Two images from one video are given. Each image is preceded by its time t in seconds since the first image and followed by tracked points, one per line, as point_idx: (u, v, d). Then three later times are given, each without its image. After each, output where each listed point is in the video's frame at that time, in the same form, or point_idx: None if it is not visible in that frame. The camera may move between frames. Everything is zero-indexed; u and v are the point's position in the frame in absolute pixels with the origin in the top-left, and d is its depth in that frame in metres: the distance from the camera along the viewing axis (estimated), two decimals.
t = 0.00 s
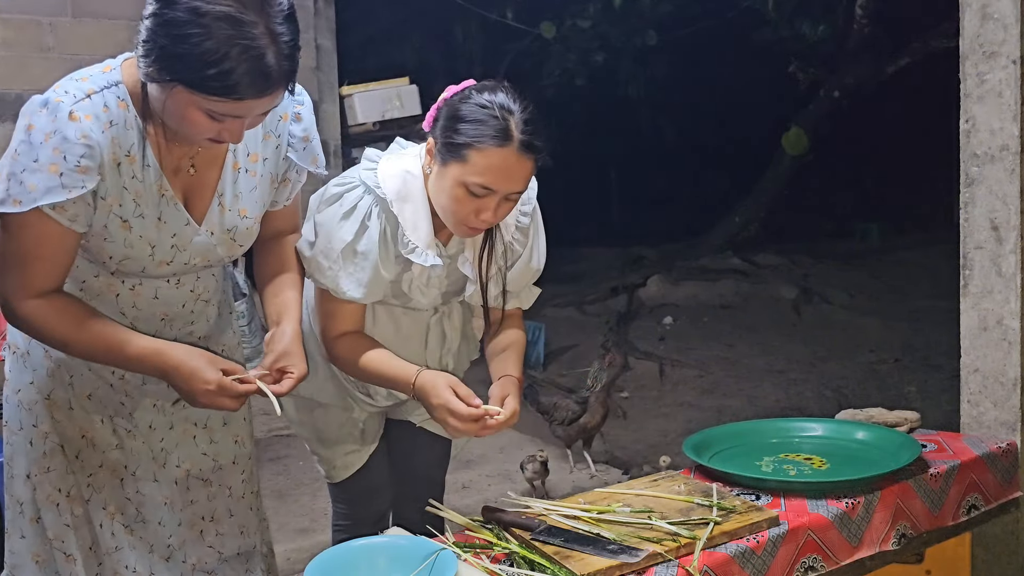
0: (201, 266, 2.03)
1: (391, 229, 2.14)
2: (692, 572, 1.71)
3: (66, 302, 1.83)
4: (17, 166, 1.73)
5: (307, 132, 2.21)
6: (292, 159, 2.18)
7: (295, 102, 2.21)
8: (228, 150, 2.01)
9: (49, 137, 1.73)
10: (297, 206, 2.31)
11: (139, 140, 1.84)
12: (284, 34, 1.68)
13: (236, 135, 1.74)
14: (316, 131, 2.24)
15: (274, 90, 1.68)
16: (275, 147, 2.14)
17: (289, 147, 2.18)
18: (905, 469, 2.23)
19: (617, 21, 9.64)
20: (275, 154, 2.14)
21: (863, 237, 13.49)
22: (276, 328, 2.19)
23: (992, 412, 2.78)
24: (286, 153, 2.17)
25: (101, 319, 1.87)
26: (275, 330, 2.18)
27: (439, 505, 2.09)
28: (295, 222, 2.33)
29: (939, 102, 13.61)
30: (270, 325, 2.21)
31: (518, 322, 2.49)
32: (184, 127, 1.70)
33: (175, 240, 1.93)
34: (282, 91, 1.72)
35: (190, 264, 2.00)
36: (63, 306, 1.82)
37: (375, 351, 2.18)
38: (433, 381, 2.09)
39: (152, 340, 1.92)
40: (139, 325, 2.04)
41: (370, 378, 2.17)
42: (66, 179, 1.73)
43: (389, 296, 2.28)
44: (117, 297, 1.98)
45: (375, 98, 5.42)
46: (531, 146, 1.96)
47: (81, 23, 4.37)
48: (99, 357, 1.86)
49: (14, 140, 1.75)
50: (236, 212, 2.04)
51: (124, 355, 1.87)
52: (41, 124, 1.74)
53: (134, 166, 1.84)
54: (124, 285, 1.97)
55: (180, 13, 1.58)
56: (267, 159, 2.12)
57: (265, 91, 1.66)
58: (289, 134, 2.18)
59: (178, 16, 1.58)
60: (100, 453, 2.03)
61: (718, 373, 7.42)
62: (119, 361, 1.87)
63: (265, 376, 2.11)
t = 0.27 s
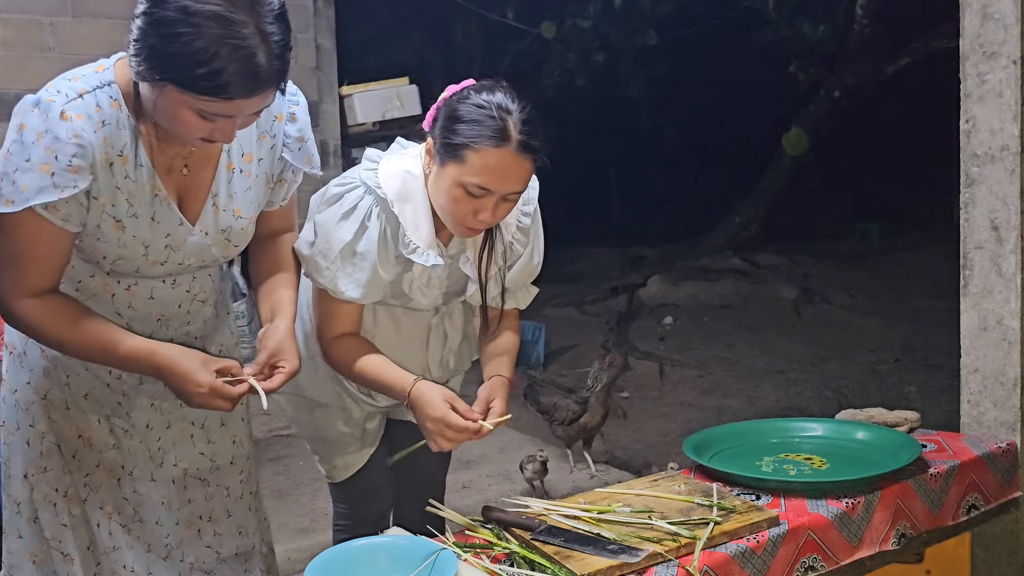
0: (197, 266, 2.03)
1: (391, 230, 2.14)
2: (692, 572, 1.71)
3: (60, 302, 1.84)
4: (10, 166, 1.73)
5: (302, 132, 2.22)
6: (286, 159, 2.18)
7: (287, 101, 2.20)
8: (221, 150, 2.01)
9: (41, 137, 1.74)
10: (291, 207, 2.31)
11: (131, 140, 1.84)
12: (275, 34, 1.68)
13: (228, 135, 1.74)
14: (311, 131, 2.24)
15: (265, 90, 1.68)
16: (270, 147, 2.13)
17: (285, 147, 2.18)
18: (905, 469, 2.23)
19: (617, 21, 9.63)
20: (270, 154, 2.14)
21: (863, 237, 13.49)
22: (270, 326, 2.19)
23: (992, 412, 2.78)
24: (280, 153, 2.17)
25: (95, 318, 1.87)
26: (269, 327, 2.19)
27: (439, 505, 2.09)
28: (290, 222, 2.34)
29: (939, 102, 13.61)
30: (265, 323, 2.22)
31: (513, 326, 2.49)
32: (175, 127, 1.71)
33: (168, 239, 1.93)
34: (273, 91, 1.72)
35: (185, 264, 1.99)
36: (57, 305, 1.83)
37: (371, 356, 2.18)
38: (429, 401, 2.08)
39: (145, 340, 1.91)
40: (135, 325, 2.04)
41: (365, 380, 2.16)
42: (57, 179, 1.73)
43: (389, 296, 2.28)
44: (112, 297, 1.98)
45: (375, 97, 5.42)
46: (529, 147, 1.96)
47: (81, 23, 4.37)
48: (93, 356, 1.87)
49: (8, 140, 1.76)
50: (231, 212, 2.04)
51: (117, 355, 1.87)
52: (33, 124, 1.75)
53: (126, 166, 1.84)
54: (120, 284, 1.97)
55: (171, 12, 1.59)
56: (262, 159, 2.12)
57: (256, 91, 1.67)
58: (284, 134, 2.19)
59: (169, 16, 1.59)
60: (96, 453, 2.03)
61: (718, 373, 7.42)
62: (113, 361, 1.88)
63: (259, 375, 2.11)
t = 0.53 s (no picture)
0: (192, 266, 2.03)
1: (393, 230, 2.14)
2: (692, 572, 1.71)
3: (58, 301, 1.84)
4: (4, 166, 1.74)
5: (298, 132, 2.20)
6: (282, 159, 2.18)
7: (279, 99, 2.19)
8: (216, 150, 2.02)
9: (34, 136, 1.74)
10: (288, 207, 2.31)
11: (125, 139, 1.84)
12: (265, 32, 1.68)
13: (220, 133, 1.75)
14: (306, 131, 2.24)
15: (256, 88, 1.69)
16: (266, 147, 2.13)
17: (280, 147, 2.18)
18: (906, 469, 2.23)
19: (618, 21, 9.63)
20: (265, 153, 2.14)
21: (864, 237, 13.50)
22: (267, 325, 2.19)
23: (992, 412, 2.78)
24: (276, 153, 2.16)
25: (93, 319, 1.88)
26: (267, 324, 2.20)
27: (440, 504, 2.09)
28: (286, 220, 2.33)
29: (939, 102, 13.61)
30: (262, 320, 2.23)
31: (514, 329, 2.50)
32: (167, 126, 1.71)
33: (163, 238, 1.93)
34: (264, 89, 1.73)
35: (180, 263, 2.00)
36: (54, 305, 1.83)
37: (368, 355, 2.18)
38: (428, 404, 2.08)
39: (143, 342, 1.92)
40: (131, 325, 2.04)
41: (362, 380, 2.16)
42: (50, 178, 1.73)
43: (391, 297, 2.28)
44: (109, 296, 1.98)
45: (375, 98, 5.42)
46: (533, 148, 1.96)
47: (81, 23, 4.37)
48: (89, 355, 1.87)
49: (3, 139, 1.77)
50: (226, 212, 2.04)
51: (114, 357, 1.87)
52: (26, 123, 1.75)
53: (120, 166, 1.84)
54: (116, 284, 1.98)
55: (161, 11, 1.59)
56: (258, 159, 2.12)
57: (247, 89, 1.67)
58: (279, 134, 2.18)
59: (159, 14, 1.58)
60: (93, 453, 2.03)
61: (718, 373, 7.42)
62: (110, 362, 1.88)
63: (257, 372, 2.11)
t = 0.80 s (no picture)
0: (191, 266, 2.04)
1: (394, 232, 2.14)
2: (692, 572, 1.71)
3: (62, 297, 1.85)
4: (3, 167, 1.74)
5: (295, 132, 2.20)
6: (279, 159, 2.17)
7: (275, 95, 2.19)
8: (214, 149, 2.02)
9: (32, 137, 1.75)
10: (282, 207, 2.31)
11: (122, 140, 1.84)
12: (262, 30, 1.68)
13: (216, 132, 1.75)
14: (303, 132, 2.23)
15: (252, 86, 1.68)
16: (263, 146, 2.14)
17: (277, 147, 2.17)
18: (906, 469, 2.23)
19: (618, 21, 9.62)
20: (263, 153, 2.14)
21: (864, 237, 13.49)
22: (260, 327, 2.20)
23: (993, 412, 2.78)
24: (273, 152, 2.16)
25: (100, 312, 1.89)
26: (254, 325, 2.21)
27: (441, 505, 2.09)
28: (280, 221, 2.33)
29: (939, 102, 13.61)
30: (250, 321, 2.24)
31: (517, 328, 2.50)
32: (164, 124, 1.71)
33: (161, 237, 1.93)
34: (261, 87, 1.72)
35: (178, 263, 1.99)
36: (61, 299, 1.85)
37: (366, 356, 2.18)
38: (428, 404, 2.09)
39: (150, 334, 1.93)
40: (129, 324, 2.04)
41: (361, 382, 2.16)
42: (48, 178, 1.74)
43: (392, 298, 2.29)
44: (107, 296, 1.98)
45: (375, 98, 5.42)
46: (532, 150, 1.96)
47: (82, 23, 4.37)
48: (95, 349, 1.89)
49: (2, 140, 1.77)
50: (223, 212, 2.04)
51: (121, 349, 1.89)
52: (24, 124, 1.75)
53: (118, 165, 1.84)
54: (115, 284, 1.98)
55: (156, 9, 1.58)
56: (256, 158, 2.13)
57: (243, 87, 1.67)
58: (276, 134, 2.17)
59: (154, 12, 1.58)
60: (91, 453, 2.03)
61: (718, 373, 7.42)
62: (118, 355, 1.90)
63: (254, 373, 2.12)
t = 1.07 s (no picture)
0: (192, 264, 2.04)
1: (390, 231, 2.13)
2: (692, 572, 1.71)
3: (68, 294, 1.86)
4: (9, 164, 1.73)
5: (298, 131, 2.21)
6: (280, 158, 2.18)
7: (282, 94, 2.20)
8: (217, 148, 2.02)
9: (39, 134, 1.74)
10: (279, 207, 2.30)
11: (128, 136, 1.84)
12: (275, 30, 1.68)
13: (226, 131, 1.74)
14: (306, 131, 2.24)
15: (264, 85, 1.69)
16: (266, 145, 2.14)
17: (279, 146, 2.18)
18: (906, 469, 2.23)
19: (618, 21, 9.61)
20: (265, 152, 2.15)
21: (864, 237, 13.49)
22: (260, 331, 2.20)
23: (992, 412, 2.78)
24: (275, 151, 2.17)
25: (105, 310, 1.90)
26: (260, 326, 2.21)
27: (440, 505, 2.09)
28: (279, 222, 2.33)
29: (939, 102, 13.61)
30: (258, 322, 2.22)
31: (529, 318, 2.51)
32: (173, 122, 1.71)
33: (164, 235, 1.93)
34: (272, 87, 1.73)
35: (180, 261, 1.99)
36: (65, 296, 1.85)
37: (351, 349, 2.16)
38: (435, 410, 2.07)
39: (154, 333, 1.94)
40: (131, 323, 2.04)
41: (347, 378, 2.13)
42: (55, 174, 1.73)
43: (390, 297, 2.29)
44: (109, 295, 1.98)
45: (375, 98, 5.42)
46: (524, 148, 1.96)
47: (82, 23, 4.37)
48: (99, 346, 1.90)
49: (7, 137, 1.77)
50: (226, 210, 2.04)
51: (125, 347, 1.91)
52: (31, 121, 1.75)
53: (124, 163, 1.84)
54: (116, 283, 1.97)
55: (171, 8, 1.59)
56: (258, 157, 2.13)
57: (254, 86, 1.67)
58: (279, 133, 2.19)
59: (169, 11, 1.59)
60: (93, 452, 2.03)
61: (718, 373, 7.42)
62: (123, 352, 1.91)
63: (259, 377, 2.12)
